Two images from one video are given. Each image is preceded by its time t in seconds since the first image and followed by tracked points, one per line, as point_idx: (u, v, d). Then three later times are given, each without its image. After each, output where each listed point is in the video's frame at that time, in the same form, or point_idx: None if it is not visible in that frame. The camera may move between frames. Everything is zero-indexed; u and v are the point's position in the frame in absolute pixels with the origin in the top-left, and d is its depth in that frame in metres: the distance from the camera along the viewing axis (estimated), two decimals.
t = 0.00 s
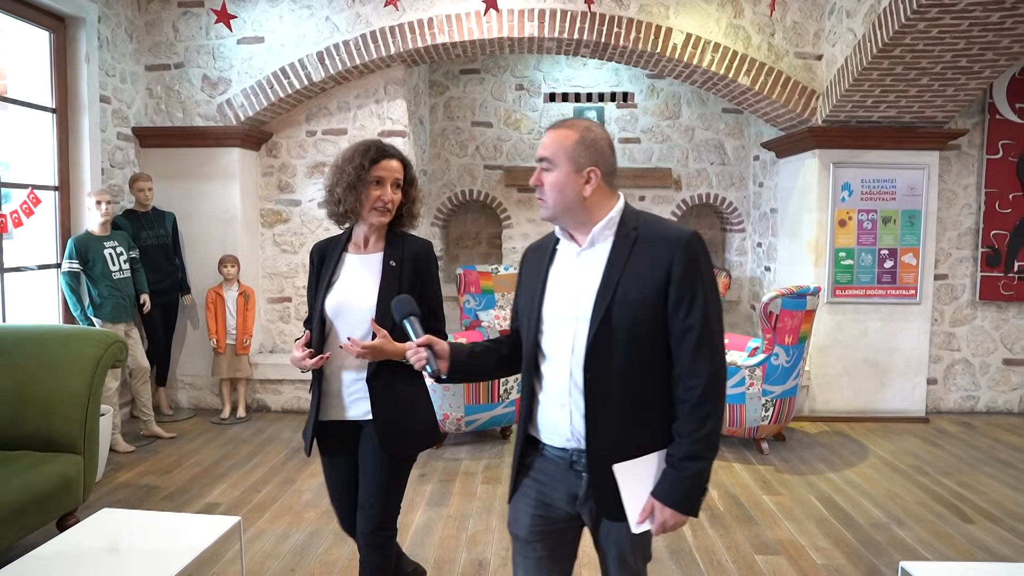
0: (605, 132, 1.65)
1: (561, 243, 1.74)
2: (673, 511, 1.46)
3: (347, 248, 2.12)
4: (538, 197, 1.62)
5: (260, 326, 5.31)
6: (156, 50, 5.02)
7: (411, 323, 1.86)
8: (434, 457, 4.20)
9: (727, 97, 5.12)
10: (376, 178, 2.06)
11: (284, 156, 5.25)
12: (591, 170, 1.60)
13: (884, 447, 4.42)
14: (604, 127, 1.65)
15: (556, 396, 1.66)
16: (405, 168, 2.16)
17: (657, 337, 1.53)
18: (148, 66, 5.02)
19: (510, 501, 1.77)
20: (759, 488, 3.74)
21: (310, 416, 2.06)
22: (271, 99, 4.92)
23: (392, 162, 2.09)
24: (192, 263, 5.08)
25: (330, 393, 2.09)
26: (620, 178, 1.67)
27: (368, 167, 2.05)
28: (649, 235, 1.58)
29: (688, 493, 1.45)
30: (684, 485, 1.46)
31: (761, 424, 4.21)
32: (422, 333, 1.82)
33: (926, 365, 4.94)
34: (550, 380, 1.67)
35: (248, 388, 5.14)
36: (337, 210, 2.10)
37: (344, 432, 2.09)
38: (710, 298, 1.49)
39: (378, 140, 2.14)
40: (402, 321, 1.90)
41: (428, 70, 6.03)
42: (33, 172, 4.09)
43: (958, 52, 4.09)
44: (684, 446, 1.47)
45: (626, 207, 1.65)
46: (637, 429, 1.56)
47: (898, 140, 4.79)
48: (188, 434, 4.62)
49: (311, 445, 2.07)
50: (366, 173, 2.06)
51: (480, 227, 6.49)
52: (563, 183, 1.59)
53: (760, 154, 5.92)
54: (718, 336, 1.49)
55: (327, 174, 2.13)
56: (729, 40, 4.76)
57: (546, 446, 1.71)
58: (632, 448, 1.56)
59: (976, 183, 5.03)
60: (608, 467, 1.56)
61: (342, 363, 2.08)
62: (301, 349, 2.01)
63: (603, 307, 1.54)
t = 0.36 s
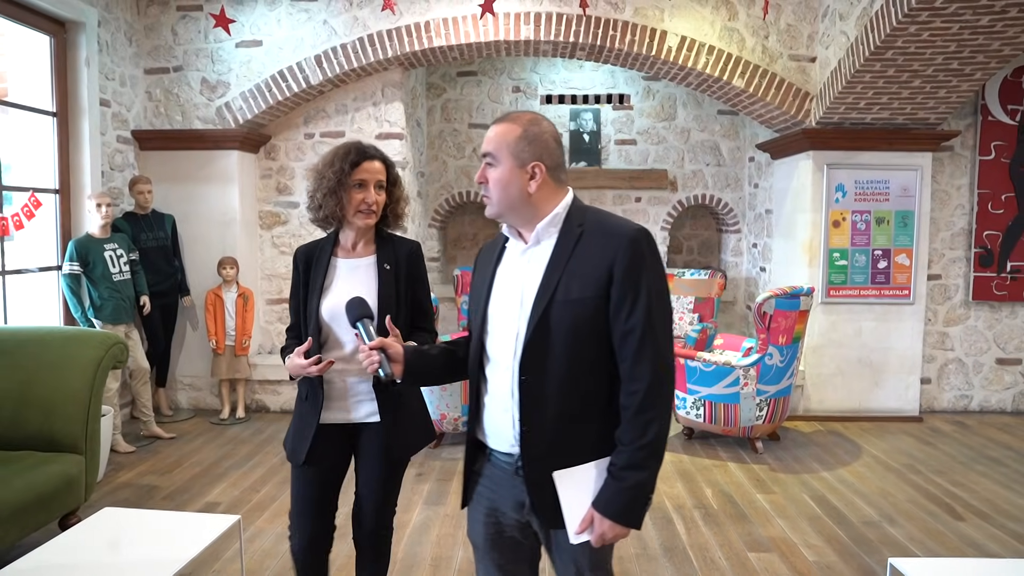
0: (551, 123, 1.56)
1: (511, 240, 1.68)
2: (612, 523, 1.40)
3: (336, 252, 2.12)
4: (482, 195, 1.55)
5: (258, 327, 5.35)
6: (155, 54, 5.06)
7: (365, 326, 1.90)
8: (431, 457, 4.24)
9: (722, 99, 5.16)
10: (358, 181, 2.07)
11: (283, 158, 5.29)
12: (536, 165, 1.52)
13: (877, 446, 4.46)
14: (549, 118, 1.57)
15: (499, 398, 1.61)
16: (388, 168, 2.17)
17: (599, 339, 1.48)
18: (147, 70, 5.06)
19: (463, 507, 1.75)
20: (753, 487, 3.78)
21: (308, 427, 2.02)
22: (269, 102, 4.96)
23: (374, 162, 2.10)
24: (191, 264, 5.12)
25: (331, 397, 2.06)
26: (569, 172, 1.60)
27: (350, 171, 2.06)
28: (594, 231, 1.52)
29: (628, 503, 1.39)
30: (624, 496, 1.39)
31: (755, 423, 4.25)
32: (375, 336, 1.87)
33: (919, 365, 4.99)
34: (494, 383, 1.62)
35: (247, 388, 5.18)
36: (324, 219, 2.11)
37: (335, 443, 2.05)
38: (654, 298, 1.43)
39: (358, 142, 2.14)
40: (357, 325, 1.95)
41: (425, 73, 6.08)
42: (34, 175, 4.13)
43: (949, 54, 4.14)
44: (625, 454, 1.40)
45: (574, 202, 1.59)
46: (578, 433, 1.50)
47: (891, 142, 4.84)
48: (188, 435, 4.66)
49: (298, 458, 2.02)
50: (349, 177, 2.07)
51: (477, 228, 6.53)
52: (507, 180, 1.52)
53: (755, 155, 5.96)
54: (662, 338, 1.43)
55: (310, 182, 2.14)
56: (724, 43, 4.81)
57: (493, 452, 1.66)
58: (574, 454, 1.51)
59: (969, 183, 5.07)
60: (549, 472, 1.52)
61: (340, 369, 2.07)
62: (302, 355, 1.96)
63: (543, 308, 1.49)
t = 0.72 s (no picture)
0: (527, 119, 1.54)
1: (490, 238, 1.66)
2: (579, 532, 1.38)
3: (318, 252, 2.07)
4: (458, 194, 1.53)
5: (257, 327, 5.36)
6: (154, 55, 5.07)
7: (342, 323, 1.88)
8: (429, 456, 4.25)
9: (719, 99, 5.18)
10: (337, 176, 2.02)
11: (281, 159, 5.31)
12: (510, 163, 1.49)
13: (874, 444, 4.49)
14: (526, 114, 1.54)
15: (469, 398, 1.59)
16: (368, 162, 2.12)
17: (571, 340, 1.46)
18: (146, 70, 5.07)
19: (437, 509, 1.73)
20: (750, 485, 3.79)
21: (293, 434, 1.98)
22: (267, 103, 4.98)
23: (353, 156, 2.05)
24: (190, 264, 5.13)
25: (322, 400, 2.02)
26: (548, 168, 1.57)
27: (329, 167, 2.01)
28: (571, 230, 1.50)
29: (596, 513, 1.37)
30: (592, 505, 1.37)
31: (752, 422, 4.26)
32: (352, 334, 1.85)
33: (915, 363, 5.01)
34: (466, 381, 1.61)
35: (246, 388, 5.19)
36: (307, 216, 2.05)
37: (319, 446, 2.02)
38: (628, 300, 1.41)
39: (334, 136, 2.09)
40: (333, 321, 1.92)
41: (423, 73, 6.10)
42: (33, 175, 4.14)
43: (944, 54, 4.16)
44: (594, 460, 1.39)
45: (553, 199, 1.56)
46: (547, 435, 1.49)
47: (887, 142, 4.86)
48: (187, 434, 4.67)
49: (283, 465, 1.98)
50: (328, 173, 2.02)
51: (476, 228, 6.55)
52: (480, 179, 1.49)
53: (752, 154, 5.98)
54: (635, 341, 1.41)
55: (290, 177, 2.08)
56: (720, 43, 4.82)
57: (465, 452, 1.65)
58: (543, 456, 1.49)
59: (965, 183, 5.09)
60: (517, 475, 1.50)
61: (331, 371, 2.02)
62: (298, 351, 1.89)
63: (515, 306, 1.47)
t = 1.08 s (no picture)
0: (563, 116, 1.52)
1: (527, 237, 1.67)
2: (579, 541, 1.36)
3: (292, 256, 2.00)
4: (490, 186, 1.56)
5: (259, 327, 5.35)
6: (156, 54, 5.06)
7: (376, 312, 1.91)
8: (433, 456, 4.24)
9: (721, 99, 5.18)
10: (324, 180, 1.96)
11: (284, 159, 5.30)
12: (534, 158, 1.49)
13: (878, 444, 4.48)
14: (563, 110, 1.53)
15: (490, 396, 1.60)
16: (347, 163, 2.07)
17: (587, 342, 1.43)
18: (148, 70, 5.06)
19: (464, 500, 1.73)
20: (755, 485, 3.79)
21: (279, 443, 1.93)
22: (270, 103, 4.97)
23: (337, 159, 2.00)
24: (192, 264, 5.12)
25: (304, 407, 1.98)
26: (583, 164, 1.54)
27: (316, 171, 1.94)
28: (592, 230, 1.47)
29: (599, 523, 1.35)
30: (597, 515, 1.35)
31: (756, 422, 4.26)
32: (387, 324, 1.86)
33: (918, 363, 5.00)
34: (489, 379, 1.61)
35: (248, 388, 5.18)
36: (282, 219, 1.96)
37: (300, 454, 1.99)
38: (644, 304, 1.36)
39: (313, 135, 2.01)
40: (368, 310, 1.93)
41: (425, 73, 6.08)
42: (35, 174, 4.12)
43: (949, 54, 4.15)
44: (600, 469, 1.36)
45: (585, 197, 1.54)
46: (561, 437, 1.47)
47: (891, 142, 4.86)
48: (189, 435, 4.66)
49: (270, 479, 1.92)
50: (315, 176, 1.95)
51: (477, 228, 6.54)
52: (506, 174, 1.52)
53: (754, 154, 5.98)
54: (651, 348, 1.36)
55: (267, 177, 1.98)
56: (723, 43, 4.82)
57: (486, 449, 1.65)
58: (555, 458, 1.48)
59: (968, 183, 5.09)
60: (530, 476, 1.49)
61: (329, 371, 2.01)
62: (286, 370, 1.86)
63: (531, 306, 1.47)
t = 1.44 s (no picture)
0: (629, 117, 1.51)
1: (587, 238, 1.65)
2: (613, 538, 1.34)
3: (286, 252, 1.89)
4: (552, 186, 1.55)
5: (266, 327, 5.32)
6: (163, 53, 5.02)
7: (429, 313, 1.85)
8: (445, 457, 4.21)
9: (731, 97, 5.15)
10: (322, 172, 1.88)
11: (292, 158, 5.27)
12: (600, 159, 1.48)
13: (891, 444, 4.46)
14: (629, 112, 1.51)
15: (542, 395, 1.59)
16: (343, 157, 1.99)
17: (637, 345, 1.40)
18: (155, 69, 5.03)
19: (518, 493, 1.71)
20: (771, 486, 3.76)
21: (275, 458, 1.80)
22: (278, 102, 4.94)
23: (335, 151, 1.92)
24: (200, 264, 5.08)
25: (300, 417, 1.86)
26: (647, 165, 1.52)
27: (314, 162, 1.86)
28: (647, 231, 1.43)
29: (636, 525, 1.32)
30: (632, 516, 1.32)
31: (770, 423, 4.23)
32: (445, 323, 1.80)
33: (931, 363, 4.98)
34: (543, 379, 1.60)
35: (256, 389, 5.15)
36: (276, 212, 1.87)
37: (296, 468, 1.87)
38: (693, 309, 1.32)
39: (308, 125, 1.93)
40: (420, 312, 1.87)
41: (432, 72, 6.05)
42: (44, 174, 4.09)
43: (964, 52, 4.13)
44: (641, 471, 1.33)
45: (647, 198, 1.50)
46: (608, 440, 1.45)
47: (903, 141, 4.83)
48: (198, 436, 4.62)
49: (266, 497, 1.79)
50: (314, 168, 1.87)
51: (484, 228, 6.51)
52: (570, 174, 1.50)
53: (763, 153, 5.95)
54: (702, 353, 1.32)
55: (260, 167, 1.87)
56: (735, 41, 4.79)
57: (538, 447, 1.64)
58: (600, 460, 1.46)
59: (981, 182, 5.07)
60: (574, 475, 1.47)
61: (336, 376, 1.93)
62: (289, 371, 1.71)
63: (582, 307, 1.45)
